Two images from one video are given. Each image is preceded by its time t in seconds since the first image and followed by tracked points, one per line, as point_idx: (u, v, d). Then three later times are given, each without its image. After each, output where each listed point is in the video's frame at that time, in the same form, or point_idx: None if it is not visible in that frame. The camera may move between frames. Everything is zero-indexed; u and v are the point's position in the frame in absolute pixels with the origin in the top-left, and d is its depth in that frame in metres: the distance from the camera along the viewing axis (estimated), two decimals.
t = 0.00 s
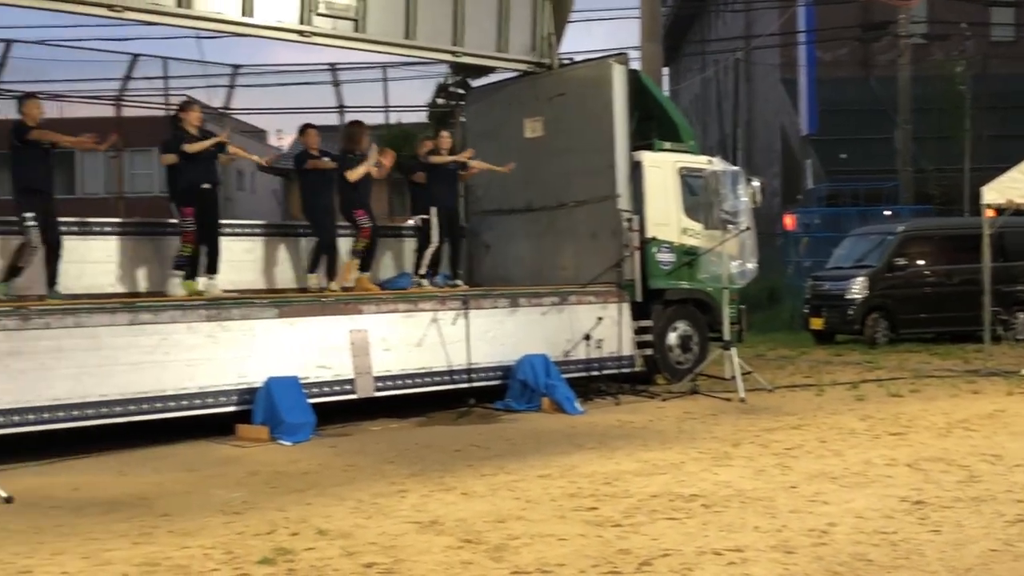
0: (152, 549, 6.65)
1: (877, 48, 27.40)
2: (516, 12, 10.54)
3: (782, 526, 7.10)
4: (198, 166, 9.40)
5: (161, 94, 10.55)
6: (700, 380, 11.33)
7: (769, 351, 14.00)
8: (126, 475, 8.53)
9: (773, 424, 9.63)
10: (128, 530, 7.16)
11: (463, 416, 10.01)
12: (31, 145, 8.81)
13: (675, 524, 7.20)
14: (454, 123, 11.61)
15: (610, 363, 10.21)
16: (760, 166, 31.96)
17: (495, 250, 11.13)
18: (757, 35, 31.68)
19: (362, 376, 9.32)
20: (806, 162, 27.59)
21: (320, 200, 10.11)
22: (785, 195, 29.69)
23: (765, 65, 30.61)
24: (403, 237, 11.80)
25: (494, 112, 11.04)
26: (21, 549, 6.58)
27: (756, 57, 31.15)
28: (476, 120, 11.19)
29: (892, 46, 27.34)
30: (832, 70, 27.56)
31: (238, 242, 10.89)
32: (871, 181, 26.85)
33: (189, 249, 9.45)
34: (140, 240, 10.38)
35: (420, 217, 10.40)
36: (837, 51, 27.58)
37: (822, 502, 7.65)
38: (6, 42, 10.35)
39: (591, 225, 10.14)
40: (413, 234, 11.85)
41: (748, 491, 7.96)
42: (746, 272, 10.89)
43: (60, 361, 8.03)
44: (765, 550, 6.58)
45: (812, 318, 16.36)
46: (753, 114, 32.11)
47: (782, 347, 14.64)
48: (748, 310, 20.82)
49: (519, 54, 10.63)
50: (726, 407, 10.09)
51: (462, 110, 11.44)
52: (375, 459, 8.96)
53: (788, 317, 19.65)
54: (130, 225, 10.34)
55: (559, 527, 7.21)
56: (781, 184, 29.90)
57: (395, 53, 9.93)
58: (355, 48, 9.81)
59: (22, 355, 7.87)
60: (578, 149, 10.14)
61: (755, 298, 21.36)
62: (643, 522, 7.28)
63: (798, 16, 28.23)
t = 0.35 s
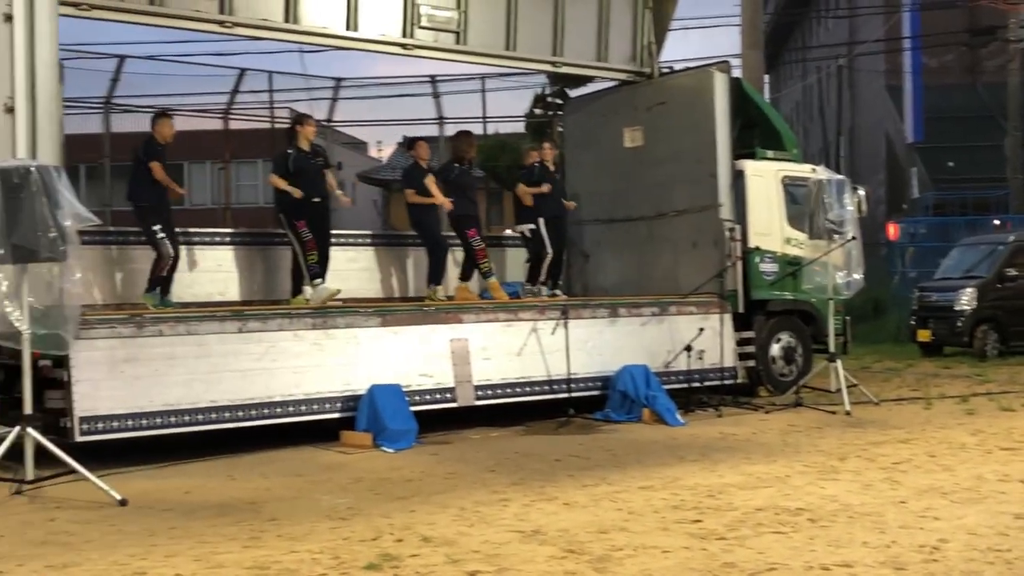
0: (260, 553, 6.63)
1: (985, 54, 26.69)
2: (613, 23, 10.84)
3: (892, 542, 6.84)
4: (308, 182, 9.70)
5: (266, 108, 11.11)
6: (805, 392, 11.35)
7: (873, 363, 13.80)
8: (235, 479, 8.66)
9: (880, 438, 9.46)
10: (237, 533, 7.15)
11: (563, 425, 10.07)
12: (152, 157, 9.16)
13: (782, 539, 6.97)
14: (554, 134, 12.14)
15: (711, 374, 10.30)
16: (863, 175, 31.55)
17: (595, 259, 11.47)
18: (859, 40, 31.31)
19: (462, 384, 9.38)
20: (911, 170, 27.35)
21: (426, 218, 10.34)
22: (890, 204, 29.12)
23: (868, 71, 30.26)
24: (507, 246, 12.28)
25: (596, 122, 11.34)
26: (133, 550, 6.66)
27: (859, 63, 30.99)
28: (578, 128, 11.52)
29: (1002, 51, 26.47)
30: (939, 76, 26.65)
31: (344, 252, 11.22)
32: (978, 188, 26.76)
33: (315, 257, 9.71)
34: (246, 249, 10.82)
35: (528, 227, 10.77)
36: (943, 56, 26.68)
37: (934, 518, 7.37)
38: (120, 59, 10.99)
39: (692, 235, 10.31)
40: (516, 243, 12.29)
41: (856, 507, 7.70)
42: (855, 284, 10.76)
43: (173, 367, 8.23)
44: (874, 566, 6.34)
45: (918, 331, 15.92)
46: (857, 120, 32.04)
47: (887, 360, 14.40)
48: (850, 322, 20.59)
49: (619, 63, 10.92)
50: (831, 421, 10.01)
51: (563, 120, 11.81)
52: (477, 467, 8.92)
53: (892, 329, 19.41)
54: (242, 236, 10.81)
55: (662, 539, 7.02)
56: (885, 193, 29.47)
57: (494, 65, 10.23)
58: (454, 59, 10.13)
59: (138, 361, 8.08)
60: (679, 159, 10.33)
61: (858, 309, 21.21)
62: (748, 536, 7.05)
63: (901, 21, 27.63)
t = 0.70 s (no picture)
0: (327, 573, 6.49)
1: None
2: (679, 46, 11.27)
3: (967, 570, 6.53)
4: (364, 195, 9.79)
5: (334, 131, 11.59)
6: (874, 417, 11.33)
7: (944, 388, 13.63)
8: (302, 499, 8.65)
9: (951, 465, 9.26)
10: (305, 553, 7.02)
11: (628, 449, 10.04)
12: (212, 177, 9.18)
13: (851, 566, 6.65)
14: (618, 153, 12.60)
15: (779, 399, 10.40)
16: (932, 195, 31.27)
17: (659, 282, 11.91)
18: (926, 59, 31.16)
19: (527, 407, 9.37)
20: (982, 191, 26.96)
21: (478, 234, 10.33)
22: (960, 226, 28.69)
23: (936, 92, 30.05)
24: (567, 269, 12.32)
25: (661, 144, 11.78)
26: (203, 569, 6.61)
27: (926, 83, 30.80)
28: (643, 150, 12.00)
29: None
30: (1010, 97, 26.65)
31: (407, 274, 11.46)
32: None
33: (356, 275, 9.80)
34: (307, 272, 10.99)
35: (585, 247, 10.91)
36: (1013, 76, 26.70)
37: (1009, 547, 7.04)
38: (192, 83, 11.32)
39: (760, 258, 10.66)
40: (574, 266, 12.31)
41: (927, 534, 7.36)
42: (924, 308, 10.38)
43: (242, 388, 8.33)
44: None
45: (990, 355, 15.70)
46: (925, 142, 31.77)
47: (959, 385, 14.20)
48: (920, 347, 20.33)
49: (683, 84, 11.27)
50: (901, 447, 9.89)
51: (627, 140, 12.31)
52: (541, 490, 8.75)
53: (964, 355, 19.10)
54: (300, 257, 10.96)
55: (728, 565, 6.73)
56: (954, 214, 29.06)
57: (562, 87, 10.54)
58: (521, 83, 10.36)
59: (207, 382, 8.17)
60: (747, 182, 10.72)
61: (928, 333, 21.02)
62: (818, 563, 6.74)
63: (971, 41, 27.55)
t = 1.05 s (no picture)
0: None
1: None
2: (705, 75, 11.31)
3: None
4: (374, 231, 9.79)
5: (361, 159, 11.89)
6: (903, 446, 11.21)
7: (977, 417, 13.50)
8: (328, 528, 8.62)
9: (983, 495, 9.13)
10: None
11: (655, 478, 9.99)
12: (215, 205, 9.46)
13: None
14: (643, 180, 12.67)
15: (808, 428, 10.30)
16: (961, 221, 31.11)
17: (685, 310, 11.90)
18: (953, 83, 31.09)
19: (553, 436, 9.33)
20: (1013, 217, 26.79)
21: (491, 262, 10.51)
22: (991, 252, 28.47)
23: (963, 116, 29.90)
24: (580, 296, 12.27)
25: (687, 170, 11.86)
26: None
27: (953, 108, 30.71)
28: (668, 177, 12.09)
29: None
30: None
31: (429, 302, 11.49)
32: None
33: (370, 312, 9.84)
34: (327, 299, 11.01)
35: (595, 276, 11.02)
36: None
37: None
38: (220, 112, 11.44)
39: (787, 284, 10.60)
40: (588, 293, 12.30)
41: (958, 566, 7.18)
42: (955, 336, 10.42)
43: (267, 417, 8.33)
44: None
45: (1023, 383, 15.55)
46: (953, 167, 31.63)
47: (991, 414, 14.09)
48: (953, 375, 20.14)
49: (709, 111, 11.31)
50: (932, 477, 9.77)
51: (653, 168, 12.43)
52: (568, 520, 8.68)
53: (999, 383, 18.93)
54: (321, 285, 10.99)
55: None
56: (985, 240, 28.83)
57: (587, 115, 10.56)
58: (547, 111, 10.39)
59: (234, 410, 8.20)
60: (773, 208, 10.71)
61: (960, 361, 20.84)
62: None
63: (1000, 66, 27.49)
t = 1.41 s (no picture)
0: None
1: None
2: (704, 92, 11.34)
3: None
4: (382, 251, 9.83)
5: (361, 177, 11.93)
6: (905, 463, 11.19)
7: (979, 434, 13.48)
8: (328, 547, 8.60)
9: (984, 512, 9.10)
10: None
11: (656, 496, 9.95)
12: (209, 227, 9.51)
13: None
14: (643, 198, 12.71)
15: (809, 445, 10.28)
16: (962, 237, 31.11)
17: (686, 327, 11.90)
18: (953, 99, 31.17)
19: (554, 455, 9.32)
20: (1013, 233, 26.81)
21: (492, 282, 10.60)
22: (992, 268, 28.44)
23: (962, 133, 29.92)
24: (575, 313, 12.26)
25: (686, 188, 11.89)
26: None
27: (953, 124, 30.78)
28: (668, 195, 12.12)
29: None
30: None
31: (430, 320, 11.49)
32: None
33: (372, 332, 9.82)
34: (324, 318, 10.99)
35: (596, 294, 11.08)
36: None
37: None
38: (221, 132, 11.46)
39: (789, 301, 10.59)
40: (586, 310, 12.31)
41: None
42: (957, 352, 10.36)
43: (267, 436, 8.32)
44: None
45: None
46: (953, 183, 31.66)
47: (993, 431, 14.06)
48: (955, 393, 20.11)
49: (708, 129, 11.34)
50: (933, 494, 9.74)
51: (652, 187, 12.47)
52: (568, 539, 8.64)
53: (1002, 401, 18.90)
54: (322, 304, 11.00)
55: None
56: (985, 256, 28.83)
57: (586, 133, 10.59)
58: (547, 129, 10.42)
59: (234, 430, 8.19)
60: (773, 225, 10.73)
61: (962, 378, 20.80)
62: None
63: (998, 82, 27.57)
